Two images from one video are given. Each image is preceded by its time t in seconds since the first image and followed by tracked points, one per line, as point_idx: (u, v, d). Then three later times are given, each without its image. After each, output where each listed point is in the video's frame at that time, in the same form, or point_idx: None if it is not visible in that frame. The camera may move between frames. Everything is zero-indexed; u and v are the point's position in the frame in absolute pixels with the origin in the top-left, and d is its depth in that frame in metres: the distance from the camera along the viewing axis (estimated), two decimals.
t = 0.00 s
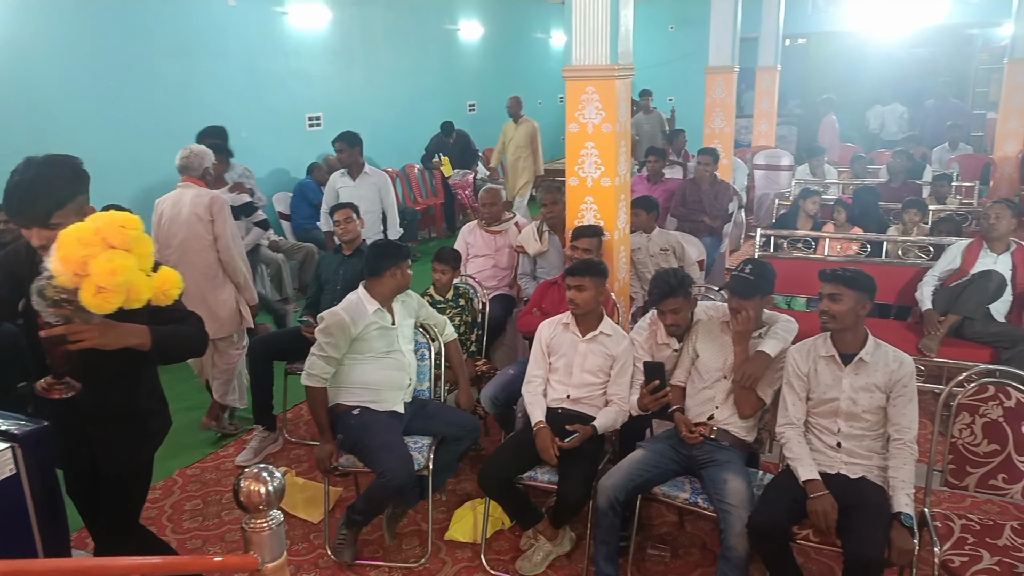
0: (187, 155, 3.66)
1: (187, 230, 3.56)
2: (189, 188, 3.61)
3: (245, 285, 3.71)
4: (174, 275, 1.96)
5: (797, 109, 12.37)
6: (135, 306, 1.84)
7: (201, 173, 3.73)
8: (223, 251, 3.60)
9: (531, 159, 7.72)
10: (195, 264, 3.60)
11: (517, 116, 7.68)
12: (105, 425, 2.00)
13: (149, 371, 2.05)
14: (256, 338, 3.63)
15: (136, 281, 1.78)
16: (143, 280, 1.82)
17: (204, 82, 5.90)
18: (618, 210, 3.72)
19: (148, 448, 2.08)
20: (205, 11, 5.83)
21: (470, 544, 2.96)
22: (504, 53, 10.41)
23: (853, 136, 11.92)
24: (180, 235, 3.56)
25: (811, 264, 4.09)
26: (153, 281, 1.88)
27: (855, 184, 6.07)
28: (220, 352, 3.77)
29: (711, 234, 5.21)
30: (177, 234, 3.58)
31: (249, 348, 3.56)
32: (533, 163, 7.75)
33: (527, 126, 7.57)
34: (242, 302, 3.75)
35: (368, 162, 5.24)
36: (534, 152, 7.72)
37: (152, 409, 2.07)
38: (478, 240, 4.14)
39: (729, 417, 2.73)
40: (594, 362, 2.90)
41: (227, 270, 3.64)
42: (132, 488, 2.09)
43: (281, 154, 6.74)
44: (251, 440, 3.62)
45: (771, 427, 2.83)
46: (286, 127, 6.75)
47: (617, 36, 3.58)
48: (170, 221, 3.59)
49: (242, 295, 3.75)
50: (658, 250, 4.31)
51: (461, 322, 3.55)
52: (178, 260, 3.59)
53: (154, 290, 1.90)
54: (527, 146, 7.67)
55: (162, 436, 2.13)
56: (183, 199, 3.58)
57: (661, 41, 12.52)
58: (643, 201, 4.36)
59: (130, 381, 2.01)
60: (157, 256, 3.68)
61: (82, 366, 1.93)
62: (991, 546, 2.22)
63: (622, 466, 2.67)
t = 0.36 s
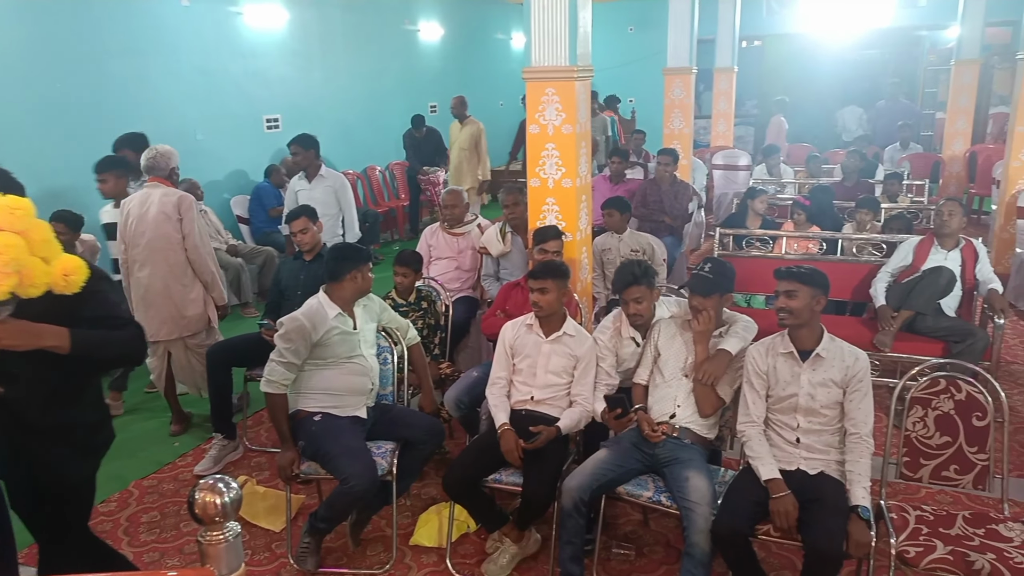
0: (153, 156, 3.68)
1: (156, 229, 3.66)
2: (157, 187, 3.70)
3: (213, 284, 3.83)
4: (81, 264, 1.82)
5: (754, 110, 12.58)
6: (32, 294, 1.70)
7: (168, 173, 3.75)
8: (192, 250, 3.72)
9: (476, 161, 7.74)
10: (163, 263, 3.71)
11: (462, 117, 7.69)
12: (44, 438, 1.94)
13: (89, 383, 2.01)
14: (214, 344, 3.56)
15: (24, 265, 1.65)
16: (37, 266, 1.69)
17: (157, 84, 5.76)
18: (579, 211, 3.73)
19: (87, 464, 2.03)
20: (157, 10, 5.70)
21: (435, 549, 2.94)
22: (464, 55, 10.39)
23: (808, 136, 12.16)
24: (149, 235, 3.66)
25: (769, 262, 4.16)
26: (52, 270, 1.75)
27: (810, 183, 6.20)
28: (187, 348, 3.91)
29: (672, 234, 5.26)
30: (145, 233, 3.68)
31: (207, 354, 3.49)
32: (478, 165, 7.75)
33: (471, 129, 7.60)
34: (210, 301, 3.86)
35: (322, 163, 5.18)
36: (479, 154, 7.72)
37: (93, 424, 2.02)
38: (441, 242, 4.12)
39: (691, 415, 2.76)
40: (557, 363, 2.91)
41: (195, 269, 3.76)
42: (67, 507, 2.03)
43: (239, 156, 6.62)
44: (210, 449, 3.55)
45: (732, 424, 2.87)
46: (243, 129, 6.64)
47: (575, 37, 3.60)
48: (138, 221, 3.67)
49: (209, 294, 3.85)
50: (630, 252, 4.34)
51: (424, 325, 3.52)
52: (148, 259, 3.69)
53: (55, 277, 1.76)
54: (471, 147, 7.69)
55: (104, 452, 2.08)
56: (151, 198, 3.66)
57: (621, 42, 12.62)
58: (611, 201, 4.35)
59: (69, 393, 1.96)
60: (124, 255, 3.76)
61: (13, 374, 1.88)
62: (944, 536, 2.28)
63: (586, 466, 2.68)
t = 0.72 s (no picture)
0: (140, 157, 3.82)
1: (144, 231, 3.81)
2: (144, 189, 3.85)
3: (198, 285, 3.99)
4: None
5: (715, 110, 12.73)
6: None
7: (153, 175, 3.90)
8: (178, 252, 3.88)
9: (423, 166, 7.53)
10: (151, 264, 3.85)
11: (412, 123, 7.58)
12: None
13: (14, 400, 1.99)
14: (174, 351, 3.48)
15: None
16: None
17: (112, 86, 5.62)
18: (545, 212, 3.73)
19: (22, 479, 2.03)
20: (112, 10, 5.57)
21: (404, 554, 2.92)
22: (428, 55, 10.34)
23: (769, 134, 12.36)
24: (137, 236, 3.80)
25: (732, 260, 4.20)
26: None
27: (771, 182, 6.30)
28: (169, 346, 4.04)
29: (637, 233, 5.30)
30: (132, 235, 3.81)
31: (167, 362, 3.41)
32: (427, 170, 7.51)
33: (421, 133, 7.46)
34: (195, 302, 4.01)
35: (281, 166, 5.10)
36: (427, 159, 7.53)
37: (24, 434, 2.02)
38: (406, 245, 4.09)
39: (657, 414, 2.78)
40: (524, 365, 2.90)
41: (181, 270, 3.92)
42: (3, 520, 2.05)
43: (199, 159, 6.50)
44: (172, 459, 3.49)
45: (697, 421, 2.89)
46: (203, 132, 6.52)
47: (538, 38, 3.60)
48: (125, 222, 3.80)
49: (193, 294, 4.00)
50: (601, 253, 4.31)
51: (390, 329, 3.49)
52: (135, 260, 3.83)
53: None
54: (419, 152, 7.54)
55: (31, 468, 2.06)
56: (138, 200, 3.81)
57: (584, 44, 12.69)
58: (587, 202, 4.37)
59: None
60: (110, 257, 3.88)
61: None
62: (904, 527, 2.33)
63: (554, 467, 2.68)
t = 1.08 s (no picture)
0: (116, 153, 3.98)
1: (122, 225, 3.97)
2: (120, 185, 4.01)
3: (175, 277, 4.16)
4: None
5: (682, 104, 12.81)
6: None
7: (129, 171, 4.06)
8: (156, 245, 4.05)
9: (376, 166, 6.74)
10: (129, 257, 4.01)
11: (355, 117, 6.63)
12: None
13: None
14: (137, 352, 3.41)
15: None
16: None
17: (71, 82, 5.48)
18: (513, 207, 3.73)
19: None
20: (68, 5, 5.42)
21: (376, 553, 2.90)
22: (394, 51, 10.26)
23: (735, 128, 12.49)
24: (114, 230, 3.97)
25: (699, 253, 4.24)
26: None
27: (737, 175, 6.36)
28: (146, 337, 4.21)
29: (605, 228, 5.32)
30: (110, 229, 3.98)
31: (130, 364, 3.33)
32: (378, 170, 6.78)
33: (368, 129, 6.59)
34: (172, 294, 4.19)
35: (243, 163, 5.02)
36: (380, 157, 6.73)
37: None
38: (374, 242, 4.06)
39: (627, 407, 2.80)
40: (494, 360, 2.89)
41: (159, 263, 4.09)
42: None
43: (162, 157, 6.37)
44: (137, 462, 3.42)
45: (667, 413, 2.92)
46: (166, 129, 6.40)
47: (504, 34, 3.59)
48: (102, 217, 3.97)
49: (171, 287, 4.18)
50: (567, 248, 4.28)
51: (358, 327, 3.46)
52: (114, 253, 3.99)
53: None
54: (371, 150, 6.65)
55: None
56: (115, 195, 3.97)
57: (551, 38, 12.69)
58: (553, 197, 4.39)
59: None
60: (87, 252, 4.04)
61: None
62: (868, 513, 2.38)
63: (525, 462, 2.68)
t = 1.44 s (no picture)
0: (68, 154, 3.90)
1: (79, 225, 3.87)
2: (75, 185, 3.91)
3: (134, 278, 4.07)
4: None
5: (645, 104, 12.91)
6: None
7: (83, 171, 4.00)
8: (114, 244, 3.94)
9: (323, 171, 6.16)
10: (88, 258, 3.91)
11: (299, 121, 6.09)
12: None
13: None
14: (94, 358, 3.31)
15: None
16: None
17: (22, 81, 5.32)
18: (478, 207, 3.72)
19: None
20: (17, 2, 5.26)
21: (343, 557, 2.87)
22: (356, 50, 10.16)
23: (698, 128, 12.64)
24: (73, 229, 3.87)
25: (663, 253, 4.28)
26: None
27: (699, 174, 6.43)
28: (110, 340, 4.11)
29: (571, 227, 5.34)
30: (67, 230, 3.87)
31: (87, 370, 3.23)
32: (326, 176, 6.20)
33: (312, 131, 6.03)
34: (133, 295, 4.08)
35: (202, 164, 4.93)
36: (326, 162, 6.18)
37: None
38: (338, 243, 4.02)
39: (593, 405, 2.81)
40: (460, 361, 2.88)
41: (118, 263, 3.98)
42: None
43: (118, 157, 6.22)
44: (95, 471, 3.34)
45: (633, 411, 2.93)
46: (122, 130, 6.25)
47: (466, 33, 3.57)
48: (59, 217, 3.87)
49: (131, 288, 4.07)
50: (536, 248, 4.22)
51: (323, 329, 3.41)
52: (72, 255, 3.88)
53: None
54: (316, 154, 6.08)
55: None
56: (70, 196, 3.87)
57: (514, 38, 12.70)
58: (517, 197, 4.38)
59: None
60: (44, 254, 3.92)
61: None
62: (830, 507, 2.42)
63: (492, 463, 2.67)
